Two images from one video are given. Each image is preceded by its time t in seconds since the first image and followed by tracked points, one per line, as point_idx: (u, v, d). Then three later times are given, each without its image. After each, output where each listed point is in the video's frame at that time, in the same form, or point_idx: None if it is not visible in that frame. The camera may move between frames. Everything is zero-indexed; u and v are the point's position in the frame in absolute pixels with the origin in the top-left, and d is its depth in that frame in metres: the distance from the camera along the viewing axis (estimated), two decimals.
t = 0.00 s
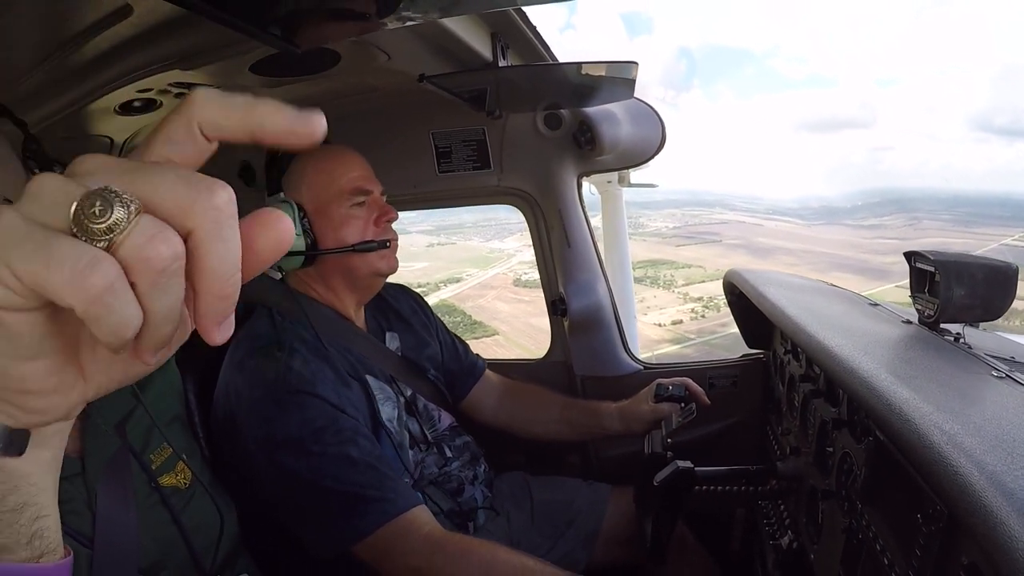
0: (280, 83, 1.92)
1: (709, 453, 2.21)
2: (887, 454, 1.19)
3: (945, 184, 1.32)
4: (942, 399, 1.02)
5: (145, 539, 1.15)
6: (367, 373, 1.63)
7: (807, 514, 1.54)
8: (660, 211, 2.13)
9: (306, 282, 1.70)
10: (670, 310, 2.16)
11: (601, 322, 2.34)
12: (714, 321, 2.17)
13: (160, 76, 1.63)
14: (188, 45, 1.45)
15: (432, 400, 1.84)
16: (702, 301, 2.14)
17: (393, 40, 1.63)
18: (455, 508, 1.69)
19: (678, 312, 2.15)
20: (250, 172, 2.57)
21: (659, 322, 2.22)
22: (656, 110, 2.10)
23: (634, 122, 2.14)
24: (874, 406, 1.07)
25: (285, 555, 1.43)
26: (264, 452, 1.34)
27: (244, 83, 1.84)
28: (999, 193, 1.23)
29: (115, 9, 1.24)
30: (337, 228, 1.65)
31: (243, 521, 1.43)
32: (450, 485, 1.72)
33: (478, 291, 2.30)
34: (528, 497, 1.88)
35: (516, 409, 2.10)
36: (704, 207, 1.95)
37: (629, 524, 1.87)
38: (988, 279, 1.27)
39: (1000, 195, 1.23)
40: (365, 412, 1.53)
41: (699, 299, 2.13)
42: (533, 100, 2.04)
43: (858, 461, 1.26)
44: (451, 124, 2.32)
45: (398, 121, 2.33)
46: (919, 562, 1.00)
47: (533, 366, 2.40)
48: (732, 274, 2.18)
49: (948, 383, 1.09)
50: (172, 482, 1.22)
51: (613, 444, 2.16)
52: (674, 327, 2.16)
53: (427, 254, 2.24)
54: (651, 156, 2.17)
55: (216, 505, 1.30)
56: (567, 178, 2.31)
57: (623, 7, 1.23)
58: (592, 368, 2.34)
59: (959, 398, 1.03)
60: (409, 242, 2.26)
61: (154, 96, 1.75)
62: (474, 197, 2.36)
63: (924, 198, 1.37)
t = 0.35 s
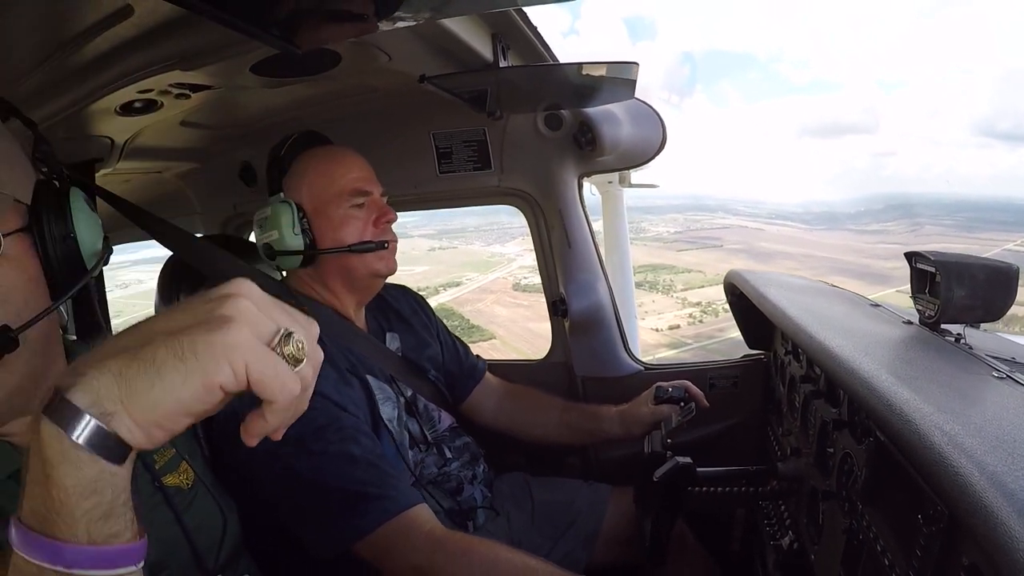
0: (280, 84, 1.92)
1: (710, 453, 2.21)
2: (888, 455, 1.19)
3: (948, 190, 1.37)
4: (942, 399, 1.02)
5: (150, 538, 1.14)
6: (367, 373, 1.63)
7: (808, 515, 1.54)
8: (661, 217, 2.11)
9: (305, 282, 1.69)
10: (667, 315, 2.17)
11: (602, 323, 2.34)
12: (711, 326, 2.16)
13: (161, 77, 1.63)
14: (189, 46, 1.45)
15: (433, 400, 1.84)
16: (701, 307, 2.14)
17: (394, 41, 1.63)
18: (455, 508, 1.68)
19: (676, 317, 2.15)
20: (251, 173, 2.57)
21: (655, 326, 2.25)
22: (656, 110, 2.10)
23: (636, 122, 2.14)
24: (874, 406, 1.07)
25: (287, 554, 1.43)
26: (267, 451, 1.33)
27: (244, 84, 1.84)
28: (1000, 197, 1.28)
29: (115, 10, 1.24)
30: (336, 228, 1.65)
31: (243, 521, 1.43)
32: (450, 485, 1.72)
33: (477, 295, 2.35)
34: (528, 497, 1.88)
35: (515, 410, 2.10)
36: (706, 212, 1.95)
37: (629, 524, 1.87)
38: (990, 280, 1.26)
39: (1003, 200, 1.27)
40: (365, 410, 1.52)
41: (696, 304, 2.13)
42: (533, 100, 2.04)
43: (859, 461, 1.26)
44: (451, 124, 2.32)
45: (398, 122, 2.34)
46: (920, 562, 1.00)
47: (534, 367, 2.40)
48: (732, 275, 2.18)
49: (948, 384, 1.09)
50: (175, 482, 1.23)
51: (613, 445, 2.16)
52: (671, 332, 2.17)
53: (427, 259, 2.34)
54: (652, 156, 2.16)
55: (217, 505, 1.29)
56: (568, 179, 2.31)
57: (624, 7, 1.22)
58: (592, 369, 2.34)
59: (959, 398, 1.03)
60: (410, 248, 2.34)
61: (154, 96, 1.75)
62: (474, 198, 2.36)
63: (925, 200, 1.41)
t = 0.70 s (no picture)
0: (281, 86, 1.92)
1: (709, 456, 2.21)
2: (888, 458, 1.19)
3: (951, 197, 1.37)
4: (943, 402, 1.02)
5: (150, 544, 1.14)
6: (368, 375, 1.62)
7: (809, 519, 1.53)
8: (662, 222, 2.11)
9: (308, 285, 1.70)
10: (666, 319, 2.16)
11: (602, 326, 2.34)
12: (709, 330, 2.11)
13: (161, 80, 1.63)
14: (189, 49, 1.45)
15: (434, 402, 1.84)
16: (699, 311, 2.11)
17: (395, 43, 1.63)
18: (456, 511, 1.68)
19: (674, 322, 2.13)
20: (251, 176, 2.58)
21: (653, 330, 2.22)
22: (655, 112, 2.11)
23: (636, 125, 2.15)
24: (875, 409, 1.07)
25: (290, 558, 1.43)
26: (270, 452, 1.34)
27: (245, 87, 1.85)
28: (1002, 202, 1.28)
29: (116, 12, 1.24)
30: (337, 231, 1.64)
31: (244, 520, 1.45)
32: (450, 488, 1.72)
33: (475, 298, 2.30)
34: (529, 501, 1.87)
35: (516, 413, 2.09)
36: (709, 217, 1.94)
37: (629, 526, 1.87)
38: (990, 283, 1.26)
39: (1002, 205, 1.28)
40: (368, 411, 1.51)
41: (693, 308, 2.11)
42: (534, 103, 2.04)
43: (860, 465, 1.26)
44: (451, 127, 2.32)
45: (399, 126, 2.34)
46: (920, 565, 1.00)
47: (534, 370, 2.40)
48: (733, 278, 2.18)
49: (949, 386, 1.09)
50: (173, 488, 1.22)
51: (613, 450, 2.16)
52: (667, 336, 2.16)
53: (429, 261, 2.30)
54: (653, 159, 2.16)
55: (217, 510, 1.28)
56: (569, 182, 2.32)
57: (624, 11, 1.23)
58: (594, 372, 2.34)
59: (960, 401, 1.03)
60: (409, 252, 2.30)
61: (155, 99, 1.75)
62: (475, 201, 2.37)
63: (930, 208, 1.40)
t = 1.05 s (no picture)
0: (283, 88, 1.92)
1: (710, 459, 2.21)
2: (889, 460, 1.18)
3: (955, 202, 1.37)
4: (944, 405, 1.02)
5: (150, 549, 1.14)
6: (369, 377, 1.62)
7: (810, 523, 1.53)
8: (664, 224, 2.13)
9: (309, 288, 1.70)
10: (661, 323, 2.17)
11: (603, 328, 2.34)
12: (705, 335, 2.09)
13: (162, 83, 1.63)
14: (190, 52, 1.46)
15: (435, 405, 1.84)
16: (696, 315, 2.10)
17: (395, 44, 1.63)
18: (457, 515, 1.68)
19: (671, 325, 2.14)
20: (252, 178, 2.58)
21: (649, 332, 2.24)
22: (656, 114, 2.12)
23: (637, 127, 2.15)
24: (876, 411, 1.07)
25: (290, 563, 1.42)
26: (272, 456, 1.34)
27: (246, 90, 1.85)
28: (1006, 207, 1.28)
29: (118, 14, 1.25)
30: (338, 235, 1.64)
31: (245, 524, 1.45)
32: (452, 492, 1.71)
33: (473, 301, 2.31)
34: (530, 504, 1.87)
35: (517, 416, 2.09)
36: (710, 220, 1.97)
37: (630, 529, 1.87)
38: (991, 285, 1.26)
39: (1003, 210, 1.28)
40: (369, 414, 1.51)
41: (691, 312, 2.10)
42: (535, 105, 2.04)
43: (861, 467, 1.26)
44: (452, 130, 2.32)
45: (400, 129, 2.35)
46: (921, 569, 1.00)
47: (535, 372, 2.40)
48: (734, 280, 2.18)
49: (950, 389, 1.09)
50: (174, 493, 1.22)
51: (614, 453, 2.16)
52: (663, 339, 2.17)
53: (427, 264, 2.32)
54: (654, 161, 2.16)
55: (217, 515, 1.28)
56: (570, 184, 2.31)
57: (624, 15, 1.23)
58: (595, 374, 2.34)
59: (960, 403, 1.03)
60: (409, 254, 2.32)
61: (156, 101, 1.75)
62: (477, 203, 2.37)
63: (933, 211, 1.41)
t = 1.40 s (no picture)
0: (284, 89, 1.92)
1: (711, 459, 2.21)
2: (890, 461, 1.18)
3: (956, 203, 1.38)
4: (945, 405, 1.02)
5: (151, 551, 1.14)
6: (370, 378, 1.62)
7: (811, 523, 1.53)
8: (667, 226, 2.15)
9: (313, 289, 1.70)
10: (659, 324, 2.23)
11: (604, 329, 2.34)
12: (701, 335, 2.13)
13: (163, 84, 1.64)
14: (191, 53, 1.46)
15: (436, 406, 1.84)
16: (692, 316, 2.13)
17: (396, 45, 1.63)
18: (458, 516, 1.67)
19: (667, 326, 2.19)
20: (253, 179, 2.59)
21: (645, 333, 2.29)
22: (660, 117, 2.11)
23: (637, 127, 2.15)
24: (877, 411, 1.07)
25: (291, 563, 1.42)
26: (273, 457, 1.34)
27: (248, 91, 1.85)
28: (1007, 208, 1.27)
29: (119, 15, 1.25)
30: (343, 234, 1.64)
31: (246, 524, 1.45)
32: (453, 493, 1.71)
33: (473, 301, 2.36)
34: (532, 505, 1.87)
35: (518, 417, 2.09)
36: (712, 221, 2.01)
37: (631, 529, 1.87)
38: (992, 286, 1.26)
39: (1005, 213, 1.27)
40: (370, 415, 1.52)
41: (687, 313, 2.12)
42: (535, 106, 2.03)
43: (862, 468, 1.26)
44: (453, 130, 2.33)
45: (401, 130, 2.35)
46: (922, 571, 1.00)
47: (536, 372, 2.40)
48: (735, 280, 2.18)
49: (951, 390, 1.09)
50: (175, 494, 1.22)
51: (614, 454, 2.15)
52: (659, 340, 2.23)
53: (426, 265, 2.36)
54: (655, 162, 2.16)
55: (217, 516, 1.28)
56: (570, 185, 2.31)
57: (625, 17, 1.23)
58: (597, 374, 2.33)
59: (962, 404, 1.02)
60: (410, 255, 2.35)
61: (156, 102, 1.75)
62: (479, 203, 2.36)
63: (931, 214, 1.42)
